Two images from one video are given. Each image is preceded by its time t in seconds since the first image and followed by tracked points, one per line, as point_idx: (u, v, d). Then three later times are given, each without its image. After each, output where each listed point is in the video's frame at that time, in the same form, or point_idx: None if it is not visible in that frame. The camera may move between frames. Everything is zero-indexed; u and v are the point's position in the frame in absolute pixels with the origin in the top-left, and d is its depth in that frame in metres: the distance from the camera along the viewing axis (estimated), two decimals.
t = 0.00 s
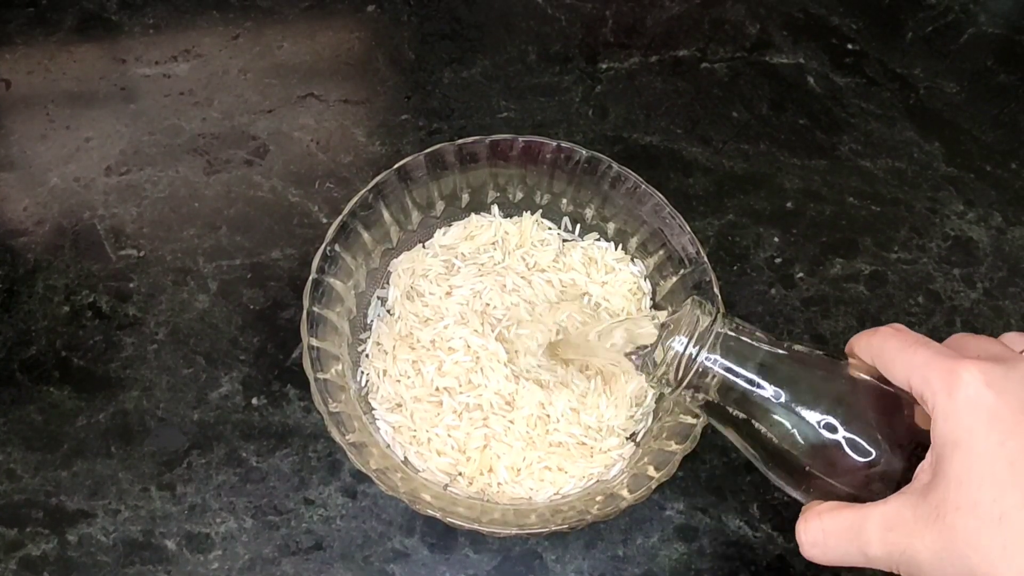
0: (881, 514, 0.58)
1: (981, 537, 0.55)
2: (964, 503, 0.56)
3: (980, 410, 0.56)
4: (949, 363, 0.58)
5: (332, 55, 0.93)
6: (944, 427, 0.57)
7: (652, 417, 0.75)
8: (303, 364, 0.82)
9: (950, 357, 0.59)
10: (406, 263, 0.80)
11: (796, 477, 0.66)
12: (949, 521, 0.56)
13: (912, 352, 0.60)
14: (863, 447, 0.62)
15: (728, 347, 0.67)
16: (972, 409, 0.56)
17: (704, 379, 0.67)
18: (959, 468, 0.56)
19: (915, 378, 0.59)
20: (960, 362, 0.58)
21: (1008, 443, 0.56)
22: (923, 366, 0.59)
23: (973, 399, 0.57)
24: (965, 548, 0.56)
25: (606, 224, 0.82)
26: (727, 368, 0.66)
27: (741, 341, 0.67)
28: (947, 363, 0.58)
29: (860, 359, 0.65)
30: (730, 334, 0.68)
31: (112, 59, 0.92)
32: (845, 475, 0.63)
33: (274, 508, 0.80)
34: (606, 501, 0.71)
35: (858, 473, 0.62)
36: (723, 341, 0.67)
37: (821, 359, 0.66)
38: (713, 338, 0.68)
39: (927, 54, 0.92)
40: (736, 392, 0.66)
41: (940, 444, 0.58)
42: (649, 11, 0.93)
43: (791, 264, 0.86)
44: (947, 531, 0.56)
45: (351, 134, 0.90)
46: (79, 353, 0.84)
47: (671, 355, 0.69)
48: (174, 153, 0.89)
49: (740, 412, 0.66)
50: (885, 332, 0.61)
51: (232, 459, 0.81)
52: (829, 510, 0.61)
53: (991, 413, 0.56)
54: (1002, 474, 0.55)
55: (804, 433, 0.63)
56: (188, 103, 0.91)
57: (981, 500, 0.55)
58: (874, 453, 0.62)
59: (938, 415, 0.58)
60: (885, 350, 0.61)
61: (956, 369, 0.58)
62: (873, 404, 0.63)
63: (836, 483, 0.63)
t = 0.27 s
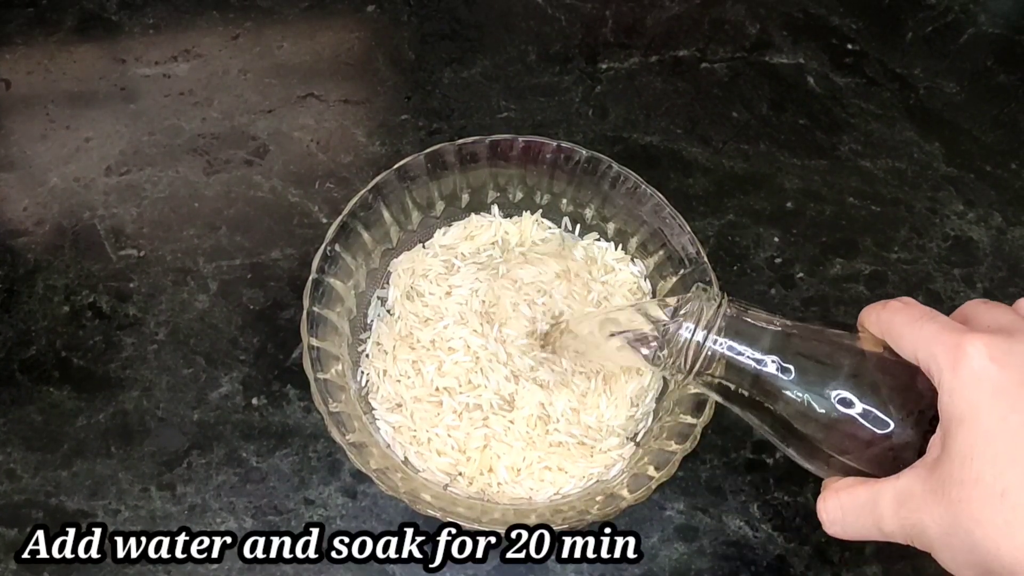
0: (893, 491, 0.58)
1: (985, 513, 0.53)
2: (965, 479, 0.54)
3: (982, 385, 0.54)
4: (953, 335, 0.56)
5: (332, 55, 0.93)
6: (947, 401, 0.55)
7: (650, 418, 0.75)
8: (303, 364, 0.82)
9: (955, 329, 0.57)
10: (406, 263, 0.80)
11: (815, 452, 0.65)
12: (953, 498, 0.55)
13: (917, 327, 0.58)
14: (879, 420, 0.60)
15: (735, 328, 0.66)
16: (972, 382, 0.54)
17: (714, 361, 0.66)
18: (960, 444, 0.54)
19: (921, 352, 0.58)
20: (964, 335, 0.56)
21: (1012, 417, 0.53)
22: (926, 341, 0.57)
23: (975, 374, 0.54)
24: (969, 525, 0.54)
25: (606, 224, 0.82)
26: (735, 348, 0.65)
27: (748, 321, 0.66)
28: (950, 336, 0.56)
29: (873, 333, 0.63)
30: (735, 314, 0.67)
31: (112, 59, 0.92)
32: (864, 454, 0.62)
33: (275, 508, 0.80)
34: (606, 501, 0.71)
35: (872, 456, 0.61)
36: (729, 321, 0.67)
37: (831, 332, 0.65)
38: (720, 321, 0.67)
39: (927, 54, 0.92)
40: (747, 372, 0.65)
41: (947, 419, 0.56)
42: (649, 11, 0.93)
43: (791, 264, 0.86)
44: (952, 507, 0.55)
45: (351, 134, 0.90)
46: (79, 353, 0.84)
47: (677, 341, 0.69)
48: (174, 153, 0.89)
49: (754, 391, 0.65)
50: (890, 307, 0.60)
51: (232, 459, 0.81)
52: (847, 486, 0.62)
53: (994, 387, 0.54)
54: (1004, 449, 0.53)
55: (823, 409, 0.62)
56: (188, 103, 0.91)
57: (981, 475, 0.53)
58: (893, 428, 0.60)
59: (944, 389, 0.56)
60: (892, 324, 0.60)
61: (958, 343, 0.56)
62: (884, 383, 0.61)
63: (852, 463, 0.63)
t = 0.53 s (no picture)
0: (895, 477, 0.58)
1: (982, 500, 0.53)
2: (964, 467, 0.54)
3: (979, 369, 0.53)
4: (951, 320, 0.55)
5: (332, 55, 0.93)
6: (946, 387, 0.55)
7: (649, 418, 0.75)
8: (303, 364, 0.82)
9: (952, 312, 0.56)
10: (406, 261, 0.80)
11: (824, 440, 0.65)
12: (953, 484, 0.54)
13: (915, 310, 0.57)
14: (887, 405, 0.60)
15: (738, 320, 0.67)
16: (969, 368, 0.54)
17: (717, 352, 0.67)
18: (959, 431, 0.54)
19: (919, 337, 0.57)
20: (960, 319, 0.55)
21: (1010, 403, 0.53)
22: (924, 325, 0.56)
23: (971, 359, 0.54)
24: (968, 511, 0.54)
25: (607, 224, 0.83)
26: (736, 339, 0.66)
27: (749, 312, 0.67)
28: (945, 320, 0.55)
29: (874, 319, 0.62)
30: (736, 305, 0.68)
31: (112, 59, 0.92)
32: (873, 439, 0.61)
33: (274, 508, 0.80)
34: (607, 501, 0.71)
35: (874, 446, 0.61)
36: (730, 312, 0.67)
37: (837, 318, 0.65)
38: (719, 312, 0.68)
39: (927, 54, 0.92)
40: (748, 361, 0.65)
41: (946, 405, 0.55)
42: (649, 11, 0.93)
43: (791, 264, 0.86)
44: (951, 493, 0.55)
45: (351, 134, 0.90)
46: (78, 353, 0.84)
47: (678, 335, 0.69)
48: (174, 153, 0.89)
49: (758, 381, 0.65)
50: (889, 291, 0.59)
51: (231, 459, 0.81)
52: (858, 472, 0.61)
53: (991, 371, 0.53)
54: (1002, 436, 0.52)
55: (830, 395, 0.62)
56: (188, 104, 0.91)
57: (980, 462, 0.53)
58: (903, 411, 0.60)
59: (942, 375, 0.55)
60: (892, 308, 0.59)
61: (954, 327, 0.55)
62: (891, 371, 0.61)
63: (856, 449, 0.62)
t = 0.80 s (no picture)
0: (897, 474, 0.58)
1: (979, 495, 0.53)
2: (961, 462, 0.54)
3: (974, 364, 0.54)
4: (946, 315, 0.55)
5: (332, 55, 0.93)
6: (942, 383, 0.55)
7: (649, 417, 0.75)
8: (303, 365, 0.82)
9: (948, 307, 0.56)
10: (404, 260, 0.80)
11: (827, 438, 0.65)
12: (951, 480, 0.54)
13: (912, 306, 0.58)
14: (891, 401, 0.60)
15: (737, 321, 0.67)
16: (963, 363, 0.54)
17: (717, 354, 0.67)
18: (955, 426, 0.54)
19: (915, 333, 0.57)
20: (956, 314, 0.55)
21: (1005, 397, 0.53)
22: (920, 321, 0.56)
23: (966, 354, 0.54)
24: (966, 508, 0.54)
25: (607, 224, 0.83)
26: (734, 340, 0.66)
27: (747, 315, 0.67)
28: (940, 315, 0.55)
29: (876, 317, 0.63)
30: (733, 308, 0.68)
31: (112, 59, 0.92)
32: (878, 435, 0.61)
33: (275, 508, 0.80)
34: (606, 501, 0.71)
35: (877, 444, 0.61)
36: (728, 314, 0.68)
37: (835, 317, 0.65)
38: (717, 315, 0.68)
39: (928, 54, 0.92)
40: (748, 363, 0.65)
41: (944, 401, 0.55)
42: (649, 12, 0.93)
43: (791, 264, 0.86)
44: (950, 490, 0.55)
45: (351, 134, 0.90)
46: (78, 353, 0.84)
47: (677, 340, 0.70)
48: (174, 153, 0.89)
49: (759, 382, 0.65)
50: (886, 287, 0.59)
51: (231, 459, 0.81)
52: (865, 470, 0.61)
53: (986, 365, 0.53)
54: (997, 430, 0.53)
55: (829, 391, 0.62)
56: (188, 104, 0.91)
57: (977, 458, 0.53)
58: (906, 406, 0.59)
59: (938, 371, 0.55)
60: (890, 304, 0.59)
61: (949, 322, 0.55)
62: (894, 366, 0.60)
63: (863, 447, 0.62)
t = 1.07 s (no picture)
0: (898, 469, 0.58)
1: (974, 491, 0.53)
2: (956, 459, 0.54)
3: (966, 359, 0.53)
4: (935, 310, 0.55)
5: (332, 55, 0.93)
6: (935, 380, 0.54)
7: (648, 418, 0.76)
8: (303, 365, 0.82)
9: (938, 300, 0.55)
10: (404, 259, 0.79)
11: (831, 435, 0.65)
12: (947, 477, 0.54)
13: (902, 298, 0.57)
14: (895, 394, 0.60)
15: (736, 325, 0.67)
16: (955, 358, 0.53)
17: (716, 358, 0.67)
18: (948, 422, 0.54)
19: (906, 327, 0.56)
20: (946, 308, 0.54)
21: (997, 391, 0.52)
22: (911, 315, 0.56)
23: (957, 349, 0.53)
24: (962, 504, 0.54)
25: (607, 224, 0.83)
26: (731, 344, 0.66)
27: (741, 317, 0.67)
28: (931, 309, 0.55)
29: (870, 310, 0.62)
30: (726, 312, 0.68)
31: (112, 59, 0.92)
32: (881, 429, 0.61)
33: (274, 508, 0.80)
34: (606, 501, 0.72)
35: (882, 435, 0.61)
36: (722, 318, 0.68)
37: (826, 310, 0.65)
38: (709, 318, 0.68)
39: (927, 54, 0.92)
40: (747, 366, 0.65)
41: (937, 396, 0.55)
42: (648, 12, 0.93)
43: (791, 264, 0.86)
44: (946, 486, 0.55)
45: (351, 134, 0.90)
46: (78, 353, 0.84)
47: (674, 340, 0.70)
48: (174, 153, 0.89)
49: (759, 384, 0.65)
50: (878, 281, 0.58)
51: (231, 459, 0.81)
52: (870, 465, 0.61)
53: (977, 360, 0.53)
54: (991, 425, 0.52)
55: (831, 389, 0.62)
56: (188, 103, 0.91)
57: (972, 454, 0.53)
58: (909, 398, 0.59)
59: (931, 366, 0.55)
60: (880, 298, 0.58)
61: (940, 317, 0.54)
62: (894, 361, 0.60)
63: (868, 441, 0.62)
